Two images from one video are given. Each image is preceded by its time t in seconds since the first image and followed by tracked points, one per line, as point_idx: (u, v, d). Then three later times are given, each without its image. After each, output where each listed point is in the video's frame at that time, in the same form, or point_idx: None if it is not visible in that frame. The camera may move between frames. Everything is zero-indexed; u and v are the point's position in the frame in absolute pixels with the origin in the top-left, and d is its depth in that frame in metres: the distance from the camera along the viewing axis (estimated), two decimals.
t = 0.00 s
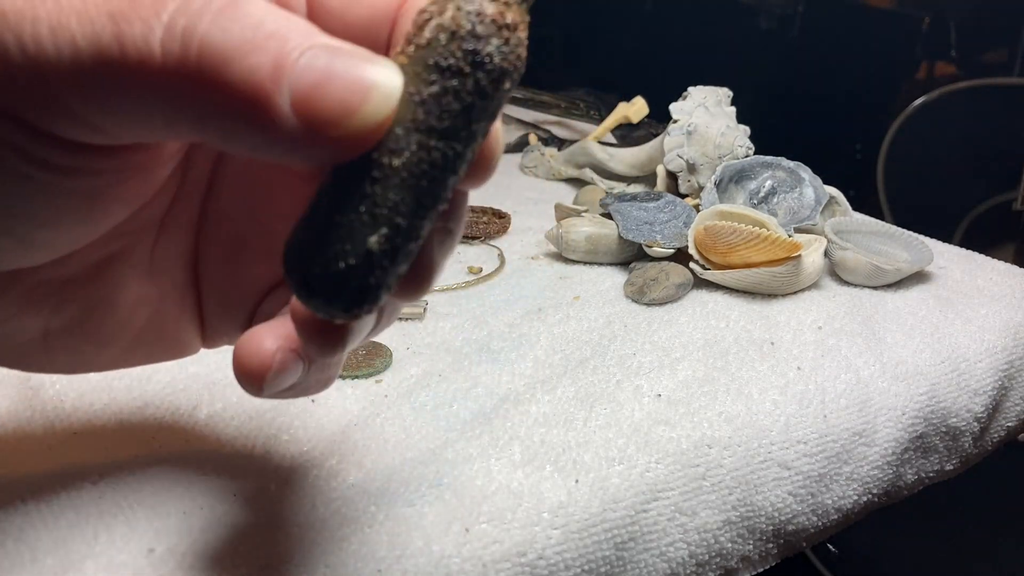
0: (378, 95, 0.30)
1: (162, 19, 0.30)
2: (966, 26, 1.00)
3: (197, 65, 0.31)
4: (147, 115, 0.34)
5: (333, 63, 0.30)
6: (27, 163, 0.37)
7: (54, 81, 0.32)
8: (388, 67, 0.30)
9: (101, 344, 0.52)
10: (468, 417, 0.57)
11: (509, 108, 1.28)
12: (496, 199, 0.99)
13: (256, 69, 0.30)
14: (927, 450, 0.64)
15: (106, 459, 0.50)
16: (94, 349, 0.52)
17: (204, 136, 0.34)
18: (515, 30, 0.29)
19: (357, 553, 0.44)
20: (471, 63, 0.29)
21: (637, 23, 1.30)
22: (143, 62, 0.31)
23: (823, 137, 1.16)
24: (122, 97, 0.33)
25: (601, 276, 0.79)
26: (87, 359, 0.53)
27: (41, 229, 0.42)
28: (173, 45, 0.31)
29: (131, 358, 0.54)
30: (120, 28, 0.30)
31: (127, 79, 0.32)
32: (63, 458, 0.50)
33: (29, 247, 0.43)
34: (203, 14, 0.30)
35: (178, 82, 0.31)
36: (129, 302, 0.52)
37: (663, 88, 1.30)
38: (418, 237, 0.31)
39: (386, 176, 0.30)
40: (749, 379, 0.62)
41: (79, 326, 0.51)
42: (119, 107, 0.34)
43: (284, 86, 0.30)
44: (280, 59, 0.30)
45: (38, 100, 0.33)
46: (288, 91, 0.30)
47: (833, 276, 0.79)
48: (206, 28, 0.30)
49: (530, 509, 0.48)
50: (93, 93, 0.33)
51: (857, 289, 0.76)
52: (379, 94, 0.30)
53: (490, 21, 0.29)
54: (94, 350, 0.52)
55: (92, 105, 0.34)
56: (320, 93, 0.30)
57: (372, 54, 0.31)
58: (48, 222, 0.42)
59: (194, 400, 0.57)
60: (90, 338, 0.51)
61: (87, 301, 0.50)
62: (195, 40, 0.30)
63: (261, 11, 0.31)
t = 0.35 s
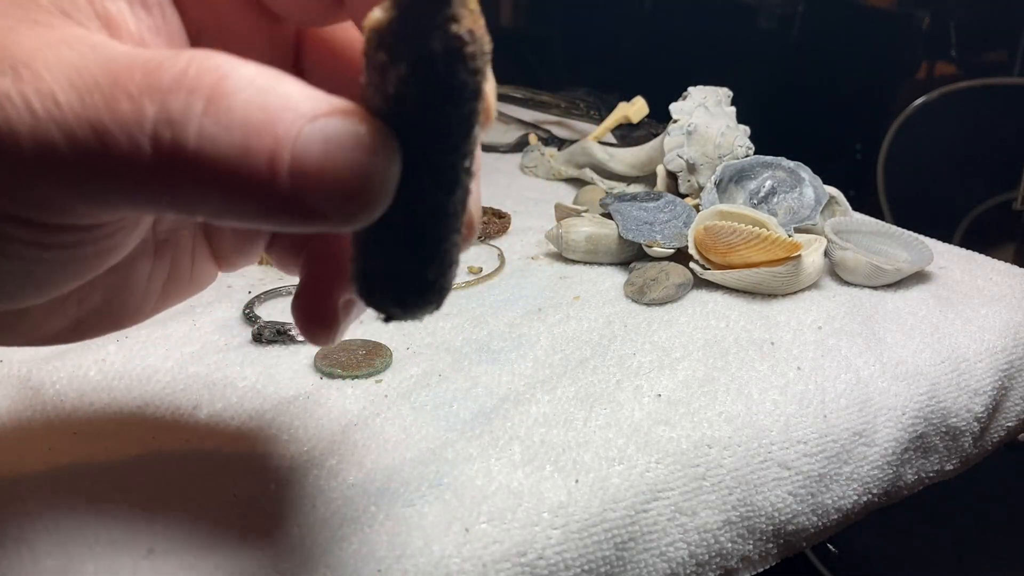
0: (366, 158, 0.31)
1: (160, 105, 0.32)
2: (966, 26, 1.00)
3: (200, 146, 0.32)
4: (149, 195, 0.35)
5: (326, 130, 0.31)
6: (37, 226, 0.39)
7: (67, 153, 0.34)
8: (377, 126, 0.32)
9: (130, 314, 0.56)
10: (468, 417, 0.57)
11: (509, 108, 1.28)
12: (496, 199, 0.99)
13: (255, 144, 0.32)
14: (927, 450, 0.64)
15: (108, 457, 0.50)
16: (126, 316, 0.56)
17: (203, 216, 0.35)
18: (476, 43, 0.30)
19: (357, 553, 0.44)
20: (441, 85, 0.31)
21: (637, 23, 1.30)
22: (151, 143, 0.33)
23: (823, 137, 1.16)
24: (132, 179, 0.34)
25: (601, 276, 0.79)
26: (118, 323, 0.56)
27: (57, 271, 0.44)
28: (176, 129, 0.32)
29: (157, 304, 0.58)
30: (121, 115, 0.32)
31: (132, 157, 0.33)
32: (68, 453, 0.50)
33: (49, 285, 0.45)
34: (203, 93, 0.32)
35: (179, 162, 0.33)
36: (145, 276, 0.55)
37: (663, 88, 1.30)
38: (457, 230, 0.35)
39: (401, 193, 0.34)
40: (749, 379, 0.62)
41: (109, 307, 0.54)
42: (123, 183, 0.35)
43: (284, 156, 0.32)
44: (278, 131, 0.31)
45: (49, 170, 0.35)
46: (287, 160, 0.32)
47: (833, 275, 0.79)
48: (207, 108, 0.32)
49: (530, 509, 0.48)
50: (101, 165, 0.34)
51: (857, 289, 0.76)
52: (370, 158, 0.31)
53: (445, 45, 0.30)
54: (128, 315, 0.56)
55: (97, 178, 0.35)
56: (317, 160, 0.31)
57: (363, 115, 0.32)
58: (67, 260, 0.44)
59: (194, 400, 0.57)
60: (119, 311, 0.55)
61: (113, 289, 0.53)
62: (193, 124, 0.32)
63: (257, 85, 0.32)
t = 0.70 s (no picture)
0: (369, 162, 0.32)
1: (162, 116, 0.32)
2: (966, 26, 1.00)
3: (201, 155, 0.32)
4: (153, 203, 0.35)
5: (328, 136, 0.31)
6: (38, 236, 0.39)
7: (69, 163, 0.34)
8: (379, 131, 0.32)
9: (128, 318, 0.56)
10: (468, 417, 0.57)
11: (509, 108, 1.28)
12: (496, 199, 0.99)
13: (256, 152, 0.32)
14: (927, 450, 0.64)
15: (108, 455, 0.50)
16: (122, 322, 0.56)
17: (209, 222, 0.35)
18: (467, 46, 0.31)
19: (358, 553, 0.44)
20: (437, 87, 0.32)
21: (637, 23, 1.30)
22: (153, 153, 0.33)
23: (823, 137, 1.16)
24: (137, 189, 0.34)
25: (601, 276, 0.79)
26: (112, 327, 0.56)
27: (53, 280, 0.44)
28: (178, 138, 0.32)
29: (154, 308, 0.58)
30: (123, 127, 0.32)
31: (134, 167, 0.33)
32: (69, 453, 0.50)
33: (50, 293, 0.45)
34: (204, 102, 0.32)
35: (181, 172, 0.33)
36: (144, 279, 0.55)
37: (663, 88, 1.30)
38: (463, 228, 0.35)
39: (403, 196, 0.34)
40: (750, 379, 0.62)
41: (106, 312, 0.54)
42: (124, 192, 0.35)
43: (286, 164, 0.32)
44: (279, 138, 0.31)
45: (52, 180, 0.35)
46: (288, 167, 0.32)
47: (833, 275, 0.79)
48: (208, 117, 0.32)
49: (530, 509, 0.48)
50: (103, 175, 0.34)
51: (857, 289, 0.76)
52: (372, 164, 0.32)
53: (437, 50, 0.31)
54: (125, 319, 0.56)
55: (98, 188, 0.35)
56: (318, 165, 0.31)
57: (363, 120, 0.32)
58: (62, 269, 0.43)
59: (194, 400, 0.57)
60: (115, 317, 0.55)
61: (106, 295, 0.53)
62: (195, 134, 0.32)
63: (257, 92, 0.32)
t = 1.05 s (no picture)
0: (366, 154, 0.32)
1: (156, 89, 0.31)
2: (966, 26, 1.00)
3: (196, 132, 0.32)
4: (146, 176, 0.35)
5: (330, 123, 0.31)
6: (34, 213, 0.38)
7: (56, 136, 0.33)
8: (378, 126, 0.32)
9: (99, 349, 0.55)
10: (468, 417, 0.57)
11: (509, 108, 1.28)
12: (496, 199, 0.99)
13: (254, 134, 0.31)
14: (927, 450, 0.64)
15: (103, 459, 0.50)
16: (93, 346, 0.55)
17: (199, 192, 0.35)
18: (484, 86, 0.32)
19: (358, 553, 0.44)
20: (442, 100, 0.31)
21: (637, 23, 1.30)
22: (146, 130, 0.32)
23: (823, 137, 1.15)
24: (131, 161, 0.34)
25: (600, 276, 0.79)
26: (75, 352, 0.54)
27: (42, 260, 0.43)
28: (172, 115, 0.31)
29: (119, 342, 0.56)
30: (114, 97, 0.31)
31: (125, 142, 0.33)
32: (62, 458, 0.50)
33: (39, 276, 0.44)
34: (201, 79, 0.31)
35: (175, 148, 0.32)
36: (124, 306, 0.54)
37: (663, 88, 1.30)
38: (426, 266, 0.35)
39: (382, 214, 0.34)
40: (750, 379, 0.62)
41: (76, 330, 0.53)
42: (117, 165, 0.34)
43: (283, 149, 0.31)
44: (279, 120, 0.31)
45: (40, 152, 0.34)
46: (287, 151, 0.31)
47: (833, 276, 0.79)
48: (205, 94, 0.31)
49: (530, 509, 0.48)
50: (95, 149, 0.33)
51: (857, 289, 0.76)
52: (370, 157, 0.32)
53: (457, 78, 0.31)
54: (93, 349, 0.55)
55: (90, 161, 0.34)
56: (318, 151, 0.31)
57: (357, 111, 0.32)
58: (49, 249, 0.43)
59: (194, 400, 0.57)
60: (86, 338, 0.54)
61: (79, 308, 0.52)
62: (193, 112, 0.31)
63: (256, 73, 0.32)
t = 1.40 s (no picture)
0: (383, 197, 0.33)
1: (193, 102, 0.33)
2: (966, 25, 1.00)
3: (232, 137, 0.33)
4: (178, 172, 0.36)
5: (354, 159, 0.33)
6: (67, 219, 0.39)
7: (107, 119, 0.35)
8: (402, 177, 0.34)
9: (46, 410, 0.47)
10: (468, 417, 0.57)
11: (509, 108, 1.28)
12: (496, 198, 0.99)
13: (276, 158, 0.33)
14: (927, 450, 0.64)
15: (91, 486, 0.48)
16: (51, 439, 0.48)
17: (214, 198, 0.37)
18: (522, 182, 0.33)
19: (358, 553, 0.44)
20: (487, 192, 0.32)
21: (637, 22, 1.30)
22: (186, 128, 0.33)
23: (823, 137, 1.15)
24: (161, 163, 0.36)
25: (601, 276, 0.79)
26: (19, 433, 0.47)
27: (60, 271, 0.43)
28: (213, 118, 0.33)
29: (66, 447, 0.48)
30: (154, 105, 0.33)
31: (166, 134, 0.34)
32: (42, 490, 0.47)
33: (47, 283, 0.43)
34: (246, 93, 0.33)
35: (208, 150, 0.34)
36: (86, 370, 0.48)
37: (663, 87, 1.30)
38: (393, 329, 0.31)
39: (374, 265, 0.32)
40: (750, 379, 0.62)
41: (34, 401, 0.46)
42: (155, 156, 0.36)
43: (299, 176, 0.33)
44: (309, 148, 0.33)
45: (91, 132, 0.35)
46: (310, 177, 0.33)
47: (833, 276, 0.79)
48: (245, 109, 0.32)
49: (530, 509, 0.48)
50: (138, 137, 0.35)
51: (857, 289, 0.76)
52: (389, 197, 0.33)
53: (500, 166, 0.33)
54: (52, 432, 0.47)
55: (133, 148, 0.36)
56: (338, 182, 0.33)
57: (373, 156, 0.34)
58: (76, 263, 0.43)
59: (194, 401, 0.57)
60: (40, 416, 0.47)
61: (50, 373, 0.46)
62: (223, 130, 0.33)
63: (296, 98, 0.34)
